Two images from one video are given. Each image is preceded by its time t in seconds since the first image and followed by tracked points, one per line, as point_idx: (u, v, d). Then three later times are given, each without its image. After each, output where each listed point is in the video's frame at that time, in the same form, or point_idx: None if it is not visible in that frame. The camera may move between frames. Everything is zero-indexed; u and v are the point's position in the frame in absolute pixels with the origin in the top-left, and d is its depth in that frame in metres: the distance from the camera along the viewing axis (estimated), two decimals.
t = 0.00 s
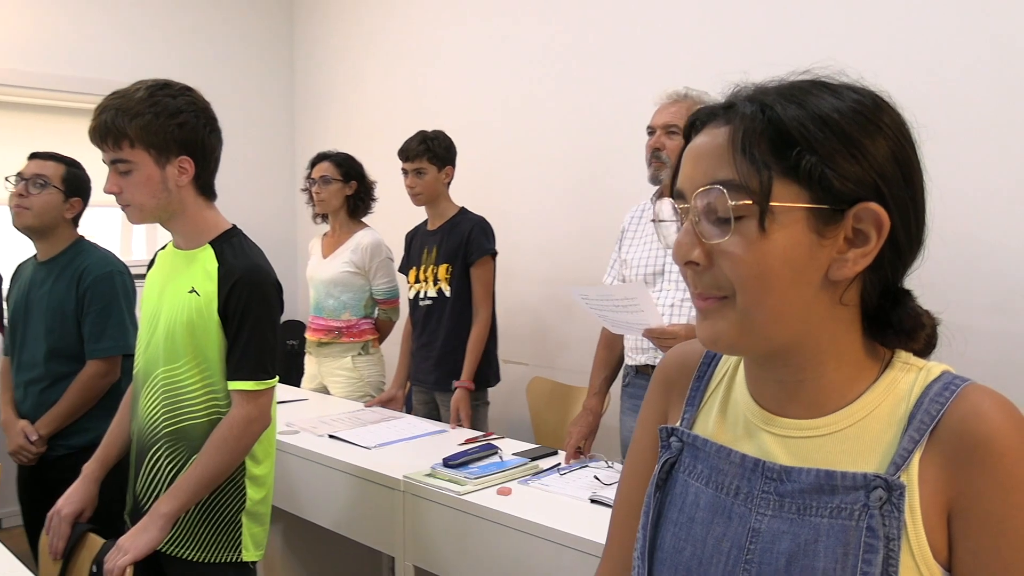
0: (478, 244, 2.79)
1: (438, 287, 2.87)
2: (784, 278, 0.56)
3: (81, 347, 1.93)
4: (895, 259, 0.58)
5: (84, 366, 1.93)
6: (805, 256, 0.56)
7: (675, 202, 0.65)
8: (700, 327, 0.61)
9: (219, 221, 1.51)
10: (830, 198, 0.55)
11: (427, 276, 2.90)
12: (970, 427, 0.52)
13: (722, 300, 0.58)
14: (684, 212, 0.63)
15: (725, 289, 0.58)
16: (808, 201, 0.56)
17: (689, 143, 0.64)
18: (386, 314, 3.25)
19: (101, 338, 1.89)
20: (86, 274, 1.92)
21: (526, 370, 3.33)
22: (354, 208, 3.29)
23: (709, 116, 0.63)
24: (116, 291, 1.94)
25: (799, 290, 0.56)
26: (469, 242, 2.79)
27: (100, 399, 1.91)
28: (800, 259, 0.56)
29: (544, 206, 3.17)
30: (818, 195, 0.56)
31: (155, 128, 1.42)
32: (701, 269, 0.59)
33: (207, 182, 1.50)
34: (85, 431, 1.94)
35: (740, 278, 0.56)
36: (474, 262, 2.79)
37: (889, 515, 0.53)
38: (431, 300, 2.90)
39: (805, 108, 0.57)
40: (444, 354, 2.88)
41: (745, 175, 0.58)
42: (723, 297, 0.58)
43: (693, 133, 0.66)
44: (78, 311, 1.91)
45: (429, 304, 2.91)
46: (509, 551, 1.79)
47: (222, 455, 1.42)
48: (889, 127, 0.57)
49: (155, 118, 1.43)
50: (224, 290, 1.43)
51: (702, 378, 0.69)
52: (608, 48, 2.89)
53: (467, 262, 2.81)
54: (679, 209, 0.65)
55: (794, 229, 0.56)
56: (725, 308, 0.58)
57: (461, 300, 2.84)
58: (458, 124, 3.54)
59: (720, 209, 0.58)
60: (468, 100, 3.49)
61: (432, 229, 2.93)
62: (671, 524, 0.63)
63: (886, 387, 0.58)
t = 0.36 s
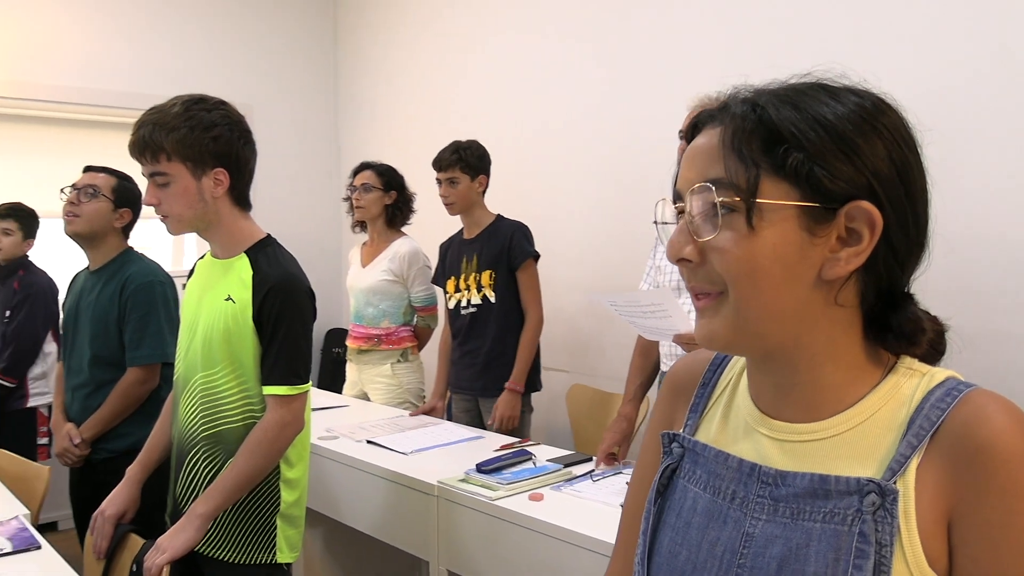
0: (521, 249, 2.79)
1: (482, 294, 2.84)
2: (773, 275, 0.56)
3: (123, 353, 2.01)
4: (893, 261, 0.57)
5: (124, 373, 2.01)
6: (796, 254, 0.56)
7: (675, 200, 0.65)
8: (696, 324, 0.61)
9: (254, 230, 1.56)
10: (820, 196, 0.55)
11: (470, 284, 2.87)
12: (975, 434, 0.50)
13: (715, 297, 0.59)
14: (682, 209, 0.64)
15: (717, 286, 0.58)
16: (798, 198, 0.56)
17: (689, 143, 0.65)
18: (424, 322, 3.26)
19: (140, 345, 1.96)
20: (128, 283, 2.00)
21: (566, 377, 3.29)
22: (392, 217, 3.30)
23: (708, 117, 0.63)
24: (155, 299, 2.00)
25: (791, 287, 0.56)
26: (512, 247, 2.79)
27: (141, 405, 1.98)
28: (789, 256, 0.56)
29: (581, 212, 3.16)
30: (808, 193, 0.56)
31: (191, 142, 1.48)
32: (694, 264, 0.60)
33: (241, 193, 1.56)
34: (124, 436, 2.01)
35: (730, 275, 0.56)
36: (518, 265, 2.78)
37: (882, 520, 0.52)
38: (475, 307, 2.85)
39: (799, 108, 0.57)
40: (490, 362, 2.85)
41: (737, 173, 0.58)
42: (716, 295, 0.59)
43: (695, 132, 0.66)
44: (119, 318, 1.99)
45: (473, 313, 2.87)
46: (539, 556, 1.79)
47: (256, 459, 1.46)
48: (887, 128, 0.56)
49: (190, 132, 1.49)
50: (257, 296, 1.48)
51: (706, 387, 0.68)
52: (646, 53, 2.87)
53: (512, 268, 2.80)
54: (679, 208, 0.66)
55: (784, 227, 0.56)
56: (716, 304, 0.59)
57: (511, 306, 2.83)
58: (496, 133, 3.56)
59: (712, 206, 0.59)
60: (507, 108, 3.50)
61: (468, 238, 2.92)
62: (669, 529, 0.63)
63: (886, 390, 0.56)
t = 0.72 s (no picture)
0: (550, 253, 2.77)
1: (510, 299, 2.85)
2: (780, 274, 0.55)
3: (156, 354, 2.06)
4: (900, 272, 0.56)
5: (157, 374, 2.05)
6: (803, 255, 0.55)
7: (686, 191, 0.64)
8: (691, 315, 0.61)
9: (278, 235, 1.59)
10: (832, 200, 0.54)
11: (498, 289, 2.88)
12: (968, 440, 0.49)
13: (715, 287, 0.57)
14: (692, 201, 0.62)
15: (719, 277, 0.57)
16: (810, 201, 0.54)
17: (707, 135, 0.63)
18: (451, 326, 3.24)
19: (174, 346, 2.01)
20: (162, 286, 2.05)
21: (595, 382, 3.27)
22: (420, 222, 3.24)
23: (729, 111, 0.62)
24: (189, 301, 2.05)
25: (797, 287, 0.55)
26: (541, 252, 2.77)
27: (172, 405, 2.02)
28: (797, 257, 0.55)
29: (609, 217, 3.15)
30: (821, 196, 0.54)
31: (218, 147, 1.52)
32: (700, 256, 0.58)
33: (266, 198, 1.59)
34: (155, 436, 2.06)
35: (736, 270, 0.55)
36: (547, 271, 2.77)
37: (872, 524, 0.51)
38: (503, 313, 2.87)
39: (821, 109, 0.55)
40: (518, 368, 2.85)
41: (751, 169, 0.57)
42: (716, 284, 0.58)
43: (713, 125, 0.64)
44: (153, 319, 2.04)
45: (502, 318, 2.88)
46: (557, 559, 1.79)
47: (276, 459, 1.48)
48: (908, 138, 0.54)
49: (216, 137, 1.53)
50: (281, 300, 1.50)
51: (701, 394, 0.68)
52: (675, 57, 2.86)
53: (540, 273, 2.79)
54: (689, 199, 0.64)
55: (794, 228, 0.55)
56: (720, 299, 0.57)
57: (538, 311, 2.82)
58: (525, 138, 3.57)
59: (725, 200, 0.58)
60: (536, 113, 3.51)
61: (500, 243, 2.92)
62: (663, 532, 0.63)
63: (886, 396, 0.56)
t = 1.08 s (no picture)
0: (574, 258, 2.74)
1: (535, 300, 2.84)
2: (781, 275, 0.54)
3: (193, 353, 2.10)
4: (906, 269, 0.54)
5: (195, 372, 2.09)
6: (804, 256, 0.54)
7: (688, 197, 0.63)
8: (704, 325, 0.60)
9: (304, 236, 1.61)
10: (831, 197, 0.53)
11: (525, 288, 2.88)
12: (982, 444, 0.48)
13: (720, 297, 0.57)
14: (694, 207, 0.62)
15: (722, 284, 0.57)
16: (810, 199, 0.53)
17: (705, 140, 0.63)
18: (483, 327, 3.22)
19: (212, 347, 2.05)
20: (199, 287, 2.10)
21: (626, 382, 3.25)
22: (449, 223, 3.24)
23: (725, 114, 0.61)
24: (225, 302, 2.09)
25: (798, 289, 0.54)
26: (565, 256, 2.74)
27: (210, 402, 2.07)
28: (798, 258, 0.54)
29: (640, 217, 3.13)
30: (820, 195, 0.53)
31: (242, 152, 1.55)
32: (702, 262, 0.58)
33: (291, 201, 1.61)
34: (192, 434, 2.11)
35: (736, 275, 0.55)
36: (573, 273, 2.74)
37: (882, 528, 0.50)
38: (529, 312, 2.87)
39: (815, 107, 0.54)
40: (542, 367, 2.85)
41: (749, 171, 0.56)
42: (721, 293, 0.57)
43: (712, 129, 0.64)
44: (190, 319, 2.08)
45: (527, 315, 2.88)
46: (581, 560, 1.79)
47: (303, 458, 1.51)
48: (908, 131, 0.53)
49: (240, 142, 1.56)
50: (305, 301, 1.52)
51: (716, 397, 0.67)
52: (708, 55, 2.82)
53: (565, 275, 2.77)
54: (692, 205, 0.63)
55: (793, 228, 0.54)
56: (723, 306, 0.57)
57: (563, 312, 2.81)
58: (555, 138, 3.56)
59: (724, 204, 0.57)
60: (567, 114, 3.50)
61: (532, 240, 2.91)
62: (675, 535, 0.62)
63: (896, 398, 0.54)
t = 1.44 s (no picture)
0: (577, 259, 2.72)
1: (541, 297, 2.85)
2: (771, 273, 0.53)
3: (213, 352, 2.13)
4: (899, 269, 0.54)
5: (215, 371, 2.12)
6: (795, 254, 0.53)
7: (682, 195, 0.63)
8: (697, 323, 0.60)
9: (313, 237, 1.62)
10: (822, 196, 0.53)
11: (532, 286, 2.89)
12: (975, 443, 0.48)
13: (711, 294, 0.57)
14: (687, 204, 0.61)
15: (712, 282, 0.57)
16: (801, 198, 0.53)
17: (700, 138, 0.63)
18: (496, 326, 3.23)
19: (232, 346, 2.08)
20: (218, 287, 2.12)
21: (638, 382, 3.24)
22: (461, 223, 3.24)
23: (719, 113, 0.61)
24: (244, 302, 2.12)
25: (789, 287, 0.53)
26: (568, 256, 2.73)
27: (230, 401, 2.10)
28: (789, 256, 0.53)
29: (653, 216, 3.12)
30: (810, 193, 0.53)
31: (257, 149, 1.57)
32: (694, 259, 0.58)
33: (301, 201, 1.62)
34: (214, 431, 2.14)
35: (727, 273, 0.55)
36: (576, 273, 2.72)
37: (874, 528, 0.50)
38: (535, 309, 2.88)
39: (807, 107, 0.54)
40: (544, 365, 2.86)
41: (740, 170, 0.56)
42: (711, 291, 0.57)
43: (706, 128, 0.64)
44: (210, 319, 2.11)
45: (532, 313, 2.90)
46: (589, 559, 1.79)
47: (310, 457, 1.51)
48: (900, 132, 0.53)
49: (255, 140, 1.57)
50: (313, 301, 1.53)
51: (711, 397, 0.66)
52: (719, 54, 2.81)
53: (568, 275, 2.76)
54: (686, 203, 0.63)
55: (784, 225, 0.54)
56: (714, 303, 0.57)
57: (566, 310, 2.80)
58: (567, 138, 3.55)
59: (716, 203, 0.57)
60: (579, 113, 3.49)
61: (542, 238, 2.89)
62: (670, 535, 0.61)
63: (890, 398, 0.54)
